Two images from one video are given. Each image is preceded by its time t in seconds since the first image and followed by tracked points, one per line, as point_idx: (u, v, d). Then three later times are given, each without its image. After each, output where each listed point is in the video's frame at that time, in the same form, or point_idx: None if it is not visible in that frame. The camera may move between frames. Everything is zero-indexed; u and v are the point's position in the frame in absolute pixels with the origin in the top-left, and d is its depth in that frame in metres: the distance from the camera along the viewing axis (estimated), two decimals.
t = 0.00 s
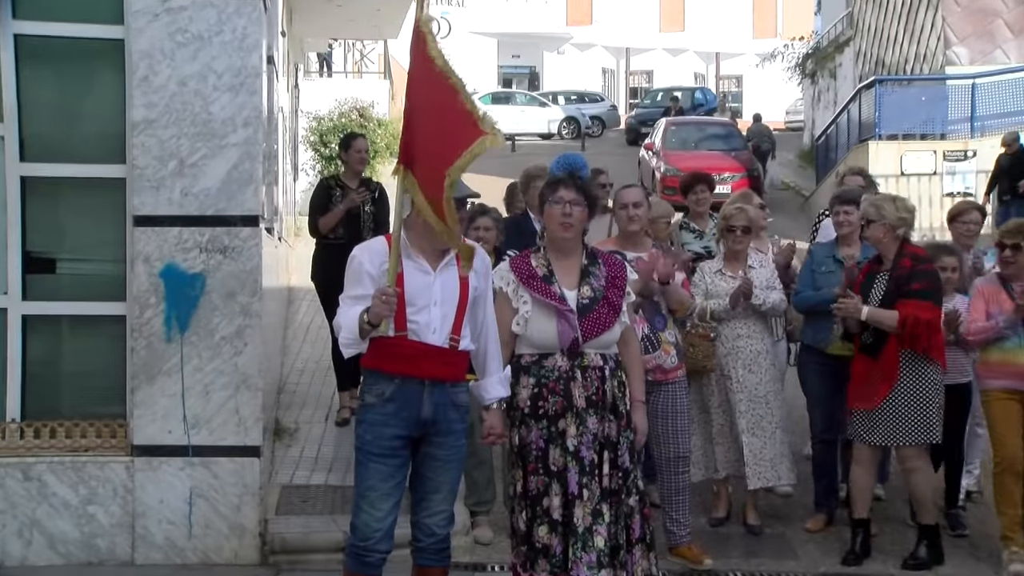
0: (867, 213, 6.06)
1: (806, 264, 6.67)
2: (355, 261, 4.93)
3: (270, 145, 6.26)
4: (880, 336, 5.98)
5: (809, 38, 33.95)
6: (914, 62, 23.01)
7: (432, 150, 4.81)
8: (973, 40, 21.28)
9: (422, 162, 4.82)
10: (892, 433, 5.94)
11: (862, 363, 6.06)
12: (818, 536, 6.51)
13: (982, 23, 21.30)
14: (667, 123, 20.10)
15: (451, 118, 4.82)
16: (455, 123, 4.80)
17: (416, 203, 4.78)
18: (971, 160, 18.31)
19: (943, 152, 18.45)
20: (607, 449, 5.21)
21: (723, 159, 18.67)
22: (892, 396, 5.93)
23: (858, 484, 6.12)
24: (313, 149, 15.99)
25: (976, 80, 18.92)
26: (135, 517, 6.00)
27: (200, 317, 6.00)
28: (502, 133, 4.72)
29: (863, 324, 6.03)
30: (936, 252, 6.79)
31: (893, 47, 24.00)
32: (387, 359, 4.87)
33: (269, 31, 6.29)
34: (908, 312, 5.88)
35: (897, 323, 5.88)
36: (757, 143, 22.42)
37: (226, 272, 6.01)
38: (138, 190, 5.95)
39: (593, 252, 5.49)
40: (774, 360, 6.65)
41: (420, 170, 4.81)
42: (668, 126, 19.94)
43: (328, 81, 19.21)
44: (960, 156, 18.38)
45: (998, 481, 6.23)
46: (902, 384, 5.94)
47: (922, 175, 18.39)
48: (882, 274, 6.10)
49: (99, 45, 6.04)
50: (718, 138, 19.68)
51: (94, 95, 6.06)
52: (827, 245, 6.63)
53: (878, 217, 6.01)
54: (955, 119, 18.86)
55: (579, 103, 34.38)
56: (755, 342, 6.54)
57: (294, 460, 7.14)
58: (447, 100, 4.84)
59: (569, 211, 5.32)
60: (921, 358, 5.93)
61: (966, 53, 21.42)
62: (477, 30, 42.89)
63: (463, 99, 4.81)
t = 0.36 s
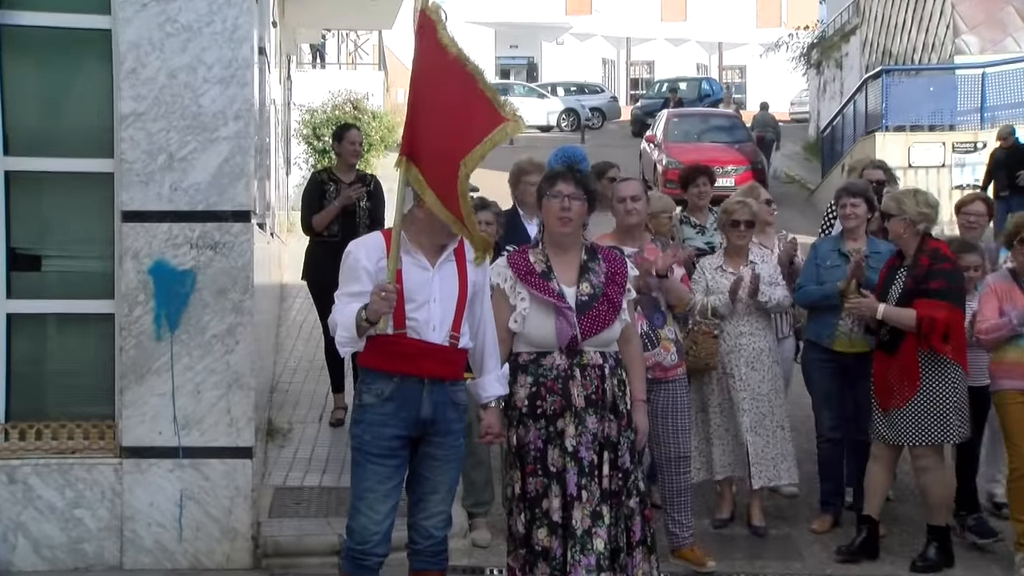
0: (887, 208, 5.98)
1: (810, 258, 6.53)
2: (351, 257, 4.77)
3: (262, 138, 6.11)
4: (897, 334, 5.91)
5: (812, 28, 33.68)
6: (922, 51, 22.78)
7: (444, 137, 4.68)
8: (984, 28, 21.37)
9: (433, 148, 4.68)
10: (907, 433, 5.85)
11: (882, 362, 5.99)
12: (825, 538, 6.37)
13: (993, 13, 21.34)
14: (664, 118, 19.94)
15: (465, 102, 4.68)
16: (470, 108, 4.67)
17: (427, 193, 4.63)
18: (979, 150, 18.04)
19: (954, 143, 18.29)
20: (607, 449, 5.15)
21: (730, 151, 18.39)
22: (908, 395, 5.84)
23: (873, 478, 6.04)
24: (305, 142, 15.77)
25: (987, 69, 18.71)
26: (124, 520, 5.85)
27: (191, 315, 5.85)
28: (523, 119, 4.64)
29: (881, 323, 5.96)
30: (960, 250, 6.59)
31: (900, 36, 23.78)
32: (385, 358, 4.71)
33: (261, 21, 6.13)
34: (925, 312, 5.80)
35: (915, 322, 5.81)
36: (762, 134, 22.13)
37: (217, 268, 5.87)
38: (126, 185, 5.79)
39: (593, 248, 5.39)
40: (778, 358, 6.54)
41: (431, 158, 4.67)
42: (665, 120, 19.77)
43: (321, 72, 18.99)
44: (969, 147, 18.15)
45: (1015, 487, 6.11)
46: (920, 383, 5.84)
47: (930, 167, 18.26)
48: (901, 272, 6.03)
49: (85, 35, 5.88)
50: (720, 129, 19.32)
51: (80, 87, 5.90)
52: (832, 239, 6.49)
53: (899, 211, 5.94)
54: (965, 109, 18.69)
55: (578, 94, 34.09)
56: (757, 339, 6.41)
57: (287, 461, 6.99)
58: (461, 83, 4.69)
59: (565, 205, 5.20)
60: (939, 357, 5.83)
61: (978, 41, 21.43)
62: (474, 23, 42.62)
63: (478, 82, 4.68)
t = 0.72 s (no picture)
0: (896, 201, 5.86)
1: (815, 254, 6.41)
2: (346, 252, 4.63)
3: (254, 131, 5.96)
4: (909, 331, 5.78)
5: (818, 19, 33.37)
6: (931, 43, 22.51)
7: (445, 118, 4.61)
8: (995, 18, 20.81)
9: (433, 130, 4.61)
10: (918, 433, 5.75)
11: (894, 360, 5.87)
12: (831, 541, 6.23)
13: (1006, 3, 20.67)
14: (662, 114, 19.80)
15: (467, 82, 4.60)
16: (473, 87, 4.59)
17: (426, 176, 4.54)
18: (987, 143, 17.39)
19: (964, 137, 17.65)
20: (607, 450, 5.01)
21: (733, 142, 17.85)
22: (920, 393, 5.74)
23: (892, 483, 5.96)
24: (298, 135, 15.58)
25: (999, 59, 18.29)
26: (112, 523, 5.71)
27: (180, 313, 5.70)
28: (529, 96, 4.53)
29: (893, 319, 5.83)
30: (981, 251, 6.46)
31: (908, 27, 23.52)
32: (379, 355, 4.55)
33: (252, 11, 5.98)
34: (941, 309, 5.68)
35: (929, 319, 5.68)
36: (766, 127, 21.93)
37: (208, 265, 5.73)
38: (115, 179, 5.66)
39: (592, 244, 5.26)
40: (781, 356, 6.39)
41: (431, 140, 4.60)
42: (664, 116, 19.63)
43: (315, 65, 18.80)
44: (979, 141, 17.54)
45: None
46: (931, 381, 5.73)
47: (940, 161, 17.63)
48: (913, 267, 5.89)
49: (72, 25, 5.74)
50: (723, 123, 18.90)
51: (67, 78, 5.75)
52: (836, 235, 6.36)
53: (910, 205, 5.81)
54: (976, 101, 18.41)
55: (577, 86, 33.74)
56: (759, 338, 6.27)
57: (279, 463, 6.84)
58: (462, 62, 4.61)
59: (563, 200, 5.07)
60: (952, 354, 5.71)
61: (989, 31, 20.94)
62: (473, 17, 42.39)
63: (480, 60, 4.59)
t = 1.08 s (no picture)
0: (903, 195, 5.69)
1: (824, 251, 6.28)
2: (339, 243, 4.46)
3: (250, 125, 5.81)
4: (923, 326, 5.63)
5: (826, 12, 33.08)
6: (944, 35, 22.20)
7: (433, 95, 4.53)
8: (1011, 9, 20.42)
9: (422, 108, 4.53)
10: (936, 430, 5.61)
11: (904, 356, 5.71)
12: (841, 546, 6.09)
13: None
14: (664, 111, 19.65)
15: (455, 58, 4.52)
16: (461, 62, 4.51)
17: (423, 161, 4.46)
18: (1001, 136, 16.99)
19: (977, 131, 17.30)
20: (609, 453, 4.89)
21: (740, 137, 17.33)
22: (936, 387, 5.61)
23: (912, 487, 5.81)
24: (295, 130, 15.39)
25: (1015, 51, 17.78)
26: (103, 527, 5.57)
27: (174, 311, 5.56)
28: (511, 68, 4.46)
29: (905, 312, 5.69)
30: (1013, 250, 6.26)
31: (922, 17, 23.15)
32: (373, 354, 4.40)
33: (248, 3, 5.83)
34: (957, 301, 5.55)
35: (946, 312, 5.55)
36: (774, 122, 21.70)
37: (202, 263, 5.58)
38: (107, 175, 5.51)
39: (593, 241, 5.12)
40: (789, 356, 6.24)
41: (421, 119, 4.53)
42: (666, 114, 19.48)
43: (312, 58, 18.64)
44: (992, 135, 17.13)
45: None
46: (948, 375, 5.61)
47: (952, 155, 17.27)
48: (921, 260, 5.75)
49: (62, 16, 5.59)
50: (732, 117, 18.34)
51: (58, 71, 5.61)
52: (846, 232, 6.24)
53: (917, 200, 5.65)
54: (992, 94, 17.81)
55: (581, 80, 33.44)
56: (768, 337, 6.12)
57: (276, 466, 6.69)
58: (452, 37, 4.52)
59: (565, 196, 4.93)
60: (966, 347, 5.63)
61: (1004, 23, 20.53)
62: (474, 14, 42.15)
63: (471, 36, 4.49)
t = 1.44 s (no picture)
0: (904, 190, 5.54)
1: (829, 246, 6.16)
2: (361, 236, 4.40)
3: (240, 119, 5.67)
4: (934, 322, 5.49)
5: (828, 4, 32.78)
6: (953, 23, 21.89)
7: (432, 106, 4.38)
8: None
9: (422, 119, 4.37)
10: (949, 429, 5.49)
11: (912, 354, 5.57)
12: (848, 549, 5.96)
13: None
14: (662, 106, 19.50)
15: (452, 70, 4.39)
16: (459, 75, 4.39)
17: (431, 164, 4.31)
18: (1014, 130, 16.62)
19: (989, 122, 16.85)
20: (609, 455, 4.76)
21: (744, 131, 17.15)
22: (948, 386, 5.49)
23: (918, 488, 5.69)
24: (286, 125, 15.17)
25: None
26: (91, 532, 5.43)
27: (163, 310, 5.42)
28: (509, 81, 4.36)
29: (913, 309, 5.54)
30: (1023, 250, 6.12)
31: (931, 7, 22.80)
32: (390, 352, 4.33)
33: None
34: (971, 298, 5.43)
35: (960, 309, 5.43)
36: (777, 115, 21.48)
37: (192, 261, 5.44)
38: (94, 170, 5.37)
39: (591, 237, 4.99)
40: (793, 353, 6.11)
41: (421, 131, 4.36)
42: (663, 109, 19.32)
43: (303, 50, 18.45)
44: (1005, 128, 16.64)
45: None
46: (958, 374, 5.49)
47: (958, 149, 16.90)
48: (926, 257, 5.61)
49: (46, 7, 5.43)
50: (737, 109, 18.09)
51: (42, 63, 5.45)
52: (852, 227, 6.13)
53: (923, 195, 5.51)
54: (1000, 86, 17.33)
55: (580, 72, 33.12)
56: (773, 335, 5.99)
57: (267, 468, 6.54)
58: (449, 49, 4.39)
59: (561, 191, 4.79)
60: (977, 344, 5.51)
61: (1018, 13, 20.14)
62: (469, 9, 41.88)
63: (468, 48, 4.39)
